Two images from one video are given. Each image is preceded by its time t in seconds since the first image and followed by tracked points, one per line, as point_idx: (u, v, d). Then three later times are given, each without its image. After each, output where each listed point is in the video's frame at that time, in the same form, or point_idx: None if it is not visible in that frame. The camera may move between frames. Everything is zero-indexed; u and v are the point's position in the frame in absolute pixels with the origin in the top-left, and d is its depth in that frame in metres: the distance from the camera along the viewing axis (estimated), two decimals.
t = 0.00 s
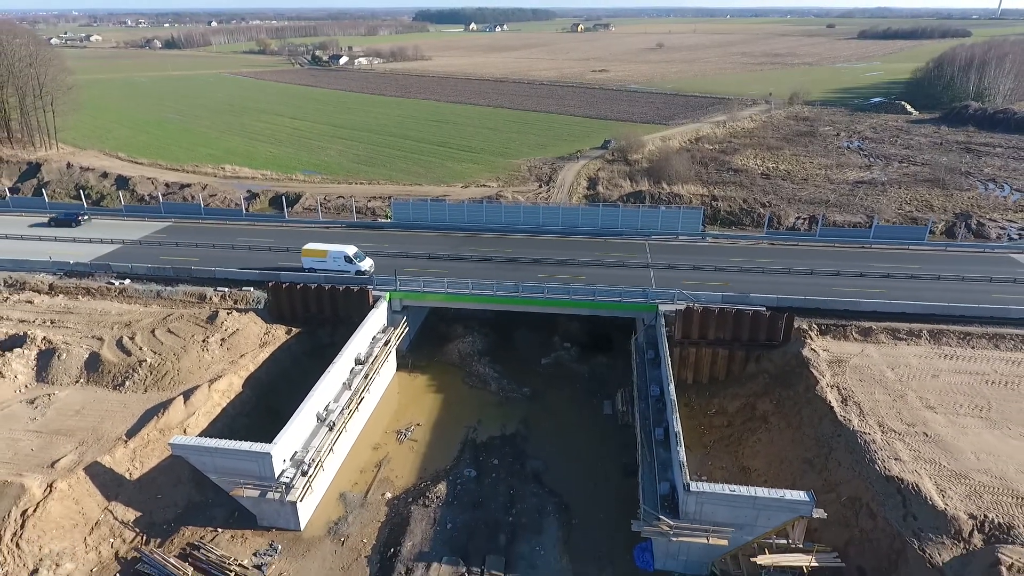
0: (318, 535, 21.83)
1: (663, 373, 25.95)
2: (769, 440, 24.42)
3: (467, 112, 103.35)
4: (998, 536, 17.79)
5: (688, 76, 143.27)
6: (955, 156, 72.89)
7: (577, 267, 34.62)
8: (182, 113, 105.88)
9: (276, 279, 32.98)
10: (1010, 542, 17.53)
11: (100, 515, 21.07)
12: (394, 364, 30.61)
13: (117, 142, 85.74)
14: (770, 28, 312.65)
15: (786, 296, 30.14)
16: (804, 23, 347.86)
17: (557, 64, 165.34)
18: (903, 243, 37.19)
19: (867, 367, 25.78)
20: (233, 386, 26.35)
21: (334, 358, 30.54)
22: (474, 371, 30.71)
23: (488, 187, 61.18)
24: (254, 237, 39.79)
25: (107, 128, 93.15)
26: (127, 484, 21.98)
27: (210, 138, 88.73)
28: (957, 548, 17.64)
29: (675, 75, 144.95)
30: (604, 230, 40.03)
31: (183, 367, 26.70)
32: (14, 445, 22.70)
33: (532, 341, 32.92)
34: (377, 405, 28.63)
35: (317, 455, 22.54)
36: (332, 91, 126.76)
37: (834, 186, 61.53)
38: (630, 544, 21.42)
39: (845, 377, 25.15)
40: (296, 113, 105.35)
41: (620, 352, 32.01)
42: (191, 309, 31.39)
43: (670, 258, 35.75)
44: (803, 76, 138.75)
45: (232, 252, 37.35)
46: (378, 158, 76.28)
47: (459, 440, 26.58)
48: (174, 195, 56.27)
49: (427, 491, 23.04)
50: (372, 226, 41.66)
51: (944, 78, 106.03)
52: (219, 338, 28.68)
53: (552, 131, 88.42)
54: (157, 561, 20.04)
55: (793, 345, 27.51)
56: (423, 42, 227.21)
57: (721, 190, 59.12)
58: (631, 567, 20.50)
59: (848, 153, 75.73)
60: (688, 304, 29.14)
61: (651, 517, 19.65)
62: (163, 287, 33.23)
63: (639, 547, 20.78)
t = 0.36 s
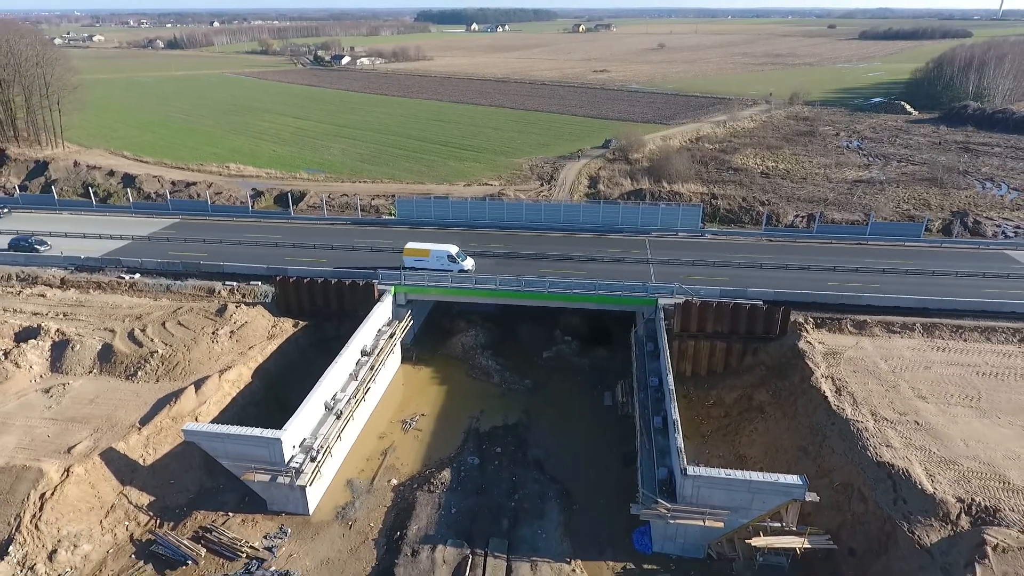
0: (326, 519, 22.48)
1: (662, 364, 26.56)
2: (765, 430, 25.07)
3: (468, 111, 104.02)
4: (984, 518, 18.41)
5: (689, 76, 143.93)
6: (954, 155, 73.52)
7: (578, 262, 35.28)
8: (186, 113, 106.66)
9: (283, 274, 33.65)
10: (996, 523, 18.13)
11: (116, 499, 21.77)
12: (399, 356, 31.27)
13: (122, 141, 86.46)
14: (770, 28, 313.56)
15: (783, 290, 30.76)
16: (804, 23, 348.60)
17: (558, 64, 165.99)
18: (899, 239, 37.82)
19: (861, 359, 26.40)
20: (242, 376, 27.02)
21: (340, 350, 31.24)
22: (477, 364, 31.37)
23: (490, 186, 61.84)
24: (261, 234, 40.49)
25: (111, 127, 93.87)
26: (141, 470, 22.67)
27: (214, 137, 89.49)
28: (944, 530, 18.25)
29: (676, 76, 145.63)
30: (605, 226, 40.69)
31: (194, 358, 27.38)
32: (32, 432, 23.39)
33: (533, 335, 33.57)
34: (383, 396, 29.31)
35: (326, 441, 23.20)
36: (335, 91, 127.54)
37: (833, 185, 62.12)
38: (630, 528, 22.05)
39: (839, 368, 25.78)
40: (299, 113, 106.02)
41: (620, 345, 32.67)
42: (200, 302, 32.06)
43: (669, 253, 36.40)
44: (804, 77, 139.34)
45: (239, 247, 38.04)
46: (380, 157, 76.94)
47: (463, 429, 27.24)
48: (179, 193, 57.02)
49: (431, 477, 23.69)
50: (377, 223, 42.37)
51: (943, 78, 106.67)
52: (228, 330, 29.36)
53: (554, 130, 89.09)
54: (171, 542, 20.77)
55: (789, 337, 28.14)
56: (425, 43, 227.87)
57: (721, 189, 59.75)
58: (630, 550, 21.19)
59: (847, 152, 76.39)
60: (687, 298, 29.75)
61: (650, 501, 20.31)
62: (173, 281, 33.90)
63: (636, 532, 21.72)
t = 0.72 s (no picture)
0: (334, 504, 23.16)
1: (661, 355, 27.17)
2: (762, 419, 25.70)
3: (470, 111, 104.72)
4: (972, 502, 19.00)
5: (690, 77, 144.58)
6: (952, 155, 74.11)
7: (579, 258, 35.90)
8: (190, 112, 107.49)
9: (290, 268, 34.31)
10: (983, 506, 18.75)
11: (130, 484, 22.44)
12: (403, 349, 31.93)
13: (127, 140, 87.20)
14: (771, 28, 314.12)
15: (780, 285, 31.41)
16: (806, 23, 349.07)
17: (560, 65, 166.66)
18: (895, 236, 38.41)
19: (856, 350, 27.03)
20: (252, 367, 27.70)
21: (346, 343, 31.91)
22: (480, 356, 32.03)
23: (492, 184, 62.49)
24: (267, 230, 41.17)
25: (116, 127, 94.61)
26: (154, 456, 23.34)
27: (218, 136, 90.28)
28: (934, 512, 18.86)
29: (677, 76, 146.30)
30: (606, 223, 41.33)
31: (204, 349, 28.05)
32: (49, 419, 24.08)
33: (535, 329, 34.23)
34: (389, 387, 29.96)
35: (334, 429, 23.86)
36: (337, 91, 128.36)
37: (832, 184, 62.72)
38: (630, 513, 22.69)
39: (834, 360, 26.40)
40: (302, 113, 106.76)
41: (620, 339, 33.33)
42: (209, 296, 32.74)
43: (669, 249, 37.04)
44: (804, 77, 139.92)
45: (246, 243, 38.72)
46: (383, 156, 77.61)
47: (467, 419, 27.90)
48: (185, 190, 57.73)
49: (436, 464, 24.34)
50: (381, 219, 43.06)
51: (943, 78, 107.25)
52: (237, 323, 30.02)
53: (555, 130, 89.78)
54: (185, 525, 21.44)
55: (786, 330, 28.77)
56: (427, 43, 228.61)
57: (721, 187, 60.38)
58: (629, 534, 21.85)
59: (847, 151, 76.98)
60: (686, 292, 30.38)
61: (649, 485, 20.97)
62: (182, 275, 34.58)
63: (637, 517, 22.35)
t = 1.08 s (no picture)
0: (342, 490, 23.81)
1: (661, 347, 27.77)
2: (758, 409, 26.34)
3: (472, 110, 105.43)
4: (961, 485, 19.67)
5: (691, 77, 145.27)
6: (950, 154, 74.73)
7: (580, 253, 36.54)
8: (193, 112, 108.23)
9: (297, 263, 34.97)
10: (971, 490, 19.40)
11: (144, 469, 23.12)
12: (408, 342, 32.58)
13: (132, 138, 87.92)
14: (772, 28, 314.94)
15: (777, 279, 32.04)
16: (807, 23, 349.47)
17: (561, 65, 167.38)
18: (891, 232, 39.01)
19: (851, 342, 27.68)
20: (260, 358, 28.38)
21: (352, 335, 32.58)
22: (483, 349, 32.69)
23: (494, 182, 63.17)
24: (273, 226, 41.85)
25: (121, 125, 95.36)
26: (167, 443, 24.01)
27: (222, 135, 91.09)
28: (924, 496, 19.49)
29: (677, 76, 146.97)
30: (607, 220, 41.97)
31: (214, 341, 28.73)
32: (64, 407, 24.74)
33: (537, 322, 34.90)
34: (393, 379, 30.60)
35: (342, 417, 24.52)
36: (340, 91, 129.14)
37: (830, 182, 63.32)
38: (630, 498, 23.35)
39: (830, 352, 27.02)
40: (305, 112, 107.61)
41: (620, 333, 34.00)
42: (218, 290, 33.41)
43: (668, 245, 37.69)
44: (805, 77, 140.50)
45: (253, 239, 39.40)
46: (386, 154, 78.30)
47: (470, 409, 28.56)
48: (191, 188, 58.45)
49: (441, 452, 24.99)
50: (385, 216, 43.71)
51: (943, 78, 107.83)
52: (245, 315, 30.68)
53: (557, 129, 90.47)
54: (198, 509, 22.11)
55: (782, 323, 29.41)
56: (428, 43, 229.36)
57: (720, 185, 61.07)
58: (629, 518, 22.53)
59: (846, 151, 77.60)
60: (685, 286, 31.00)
61: (648, 470, 21.62)
62: (191, 270, 35.25)
63: (636, 502, 23.00)
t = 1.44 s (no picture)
0: (349, 476, 24.48)
1: (660, 339, 28.38)
2: (755, 400, 26.97)
3: (474, 110, 106.12)
4: (950, 471, 20.27)
5: (692, 77, 145.83)
6: (949, 153, 75.24)
7: (581, 249, 37.18)
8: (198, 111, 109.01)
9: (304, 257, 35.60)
10: (960, 475, 20.01)
11: (158, 456, 23.78)
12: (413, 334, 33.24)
13: (137, 137, 88.69)
14: (773, 28, 315.08)
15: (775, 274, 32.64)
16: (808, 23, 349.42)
17: (562, 65, 167.97)
18: (888, 229, 39.55)
19: (847, 335, 28.30)
20: (269, 349, 29.05)
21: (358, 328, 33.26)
22: (486, 342, 33.35)
23: (496, 180, 63.81)
24: (280, 222, 42.53)
25: (126, 124, 96.16)
26: (179, 431, 24.66)
27: (226, 134, 91.88)
28: (914, 481, 20.10)
29: (679, 76, 147.55)
30: (608, 216, 42.58)
31: (224, 333, 29.37)
32: (79, 396, 25.42)
33: (539, 316, 35.53)
34: (399, 370, 31.28)
35: (350, 406, 25.18)
36: (343, 90, 129.90)
37: (830, 181, 63.89)
38: (629, 484, 24.02)
39: (825, 344, 27.61)
40: (309, 111, 108.44)
41: (621, 327, 34.64)
42: (226, 284, 34.05)
43: (668, 241, 38.31)
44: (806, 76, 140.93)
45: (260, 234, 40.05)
46: (389, 153, 79.00)
47: (474, 399, 29.20)
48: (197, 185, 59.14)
49: (445, 440, 25.63)
50: (390, 212, 44.36)
51: (943, 78, 108.26)
52: (254, 308, 31.33)
53: (558, 128, 91.12)
54: (211, 493, 22.79)
55: (780, 316, 30.02)
56: (430, 43, 230.09)
57: (720, 183, 61.70)
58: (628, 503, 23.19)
59: (845, 150, 78.14)
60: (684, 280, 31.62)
61: (647, 456, 22.28)
62: (200, 264, 35.90)
63: (636, 488, 23.67)
